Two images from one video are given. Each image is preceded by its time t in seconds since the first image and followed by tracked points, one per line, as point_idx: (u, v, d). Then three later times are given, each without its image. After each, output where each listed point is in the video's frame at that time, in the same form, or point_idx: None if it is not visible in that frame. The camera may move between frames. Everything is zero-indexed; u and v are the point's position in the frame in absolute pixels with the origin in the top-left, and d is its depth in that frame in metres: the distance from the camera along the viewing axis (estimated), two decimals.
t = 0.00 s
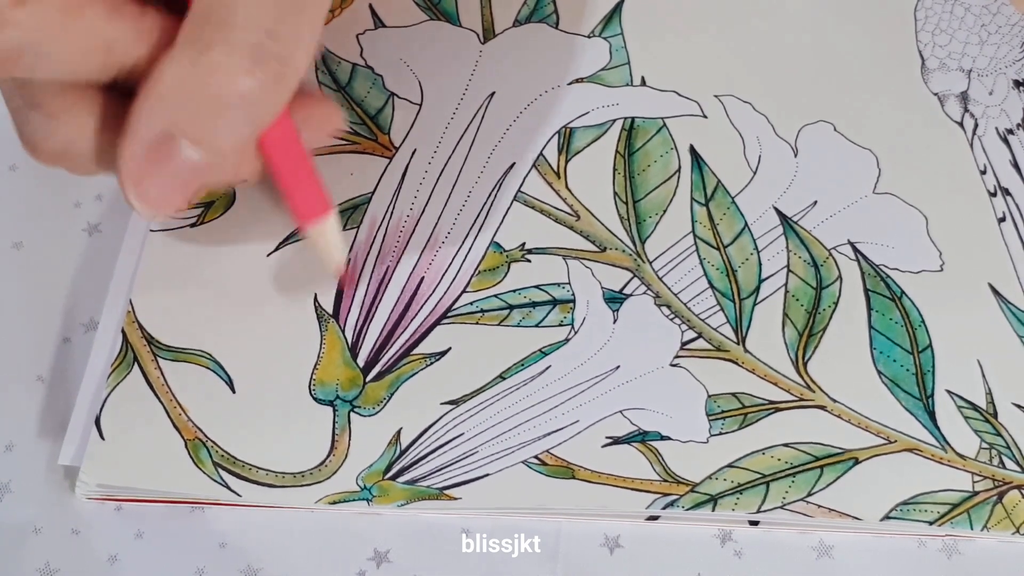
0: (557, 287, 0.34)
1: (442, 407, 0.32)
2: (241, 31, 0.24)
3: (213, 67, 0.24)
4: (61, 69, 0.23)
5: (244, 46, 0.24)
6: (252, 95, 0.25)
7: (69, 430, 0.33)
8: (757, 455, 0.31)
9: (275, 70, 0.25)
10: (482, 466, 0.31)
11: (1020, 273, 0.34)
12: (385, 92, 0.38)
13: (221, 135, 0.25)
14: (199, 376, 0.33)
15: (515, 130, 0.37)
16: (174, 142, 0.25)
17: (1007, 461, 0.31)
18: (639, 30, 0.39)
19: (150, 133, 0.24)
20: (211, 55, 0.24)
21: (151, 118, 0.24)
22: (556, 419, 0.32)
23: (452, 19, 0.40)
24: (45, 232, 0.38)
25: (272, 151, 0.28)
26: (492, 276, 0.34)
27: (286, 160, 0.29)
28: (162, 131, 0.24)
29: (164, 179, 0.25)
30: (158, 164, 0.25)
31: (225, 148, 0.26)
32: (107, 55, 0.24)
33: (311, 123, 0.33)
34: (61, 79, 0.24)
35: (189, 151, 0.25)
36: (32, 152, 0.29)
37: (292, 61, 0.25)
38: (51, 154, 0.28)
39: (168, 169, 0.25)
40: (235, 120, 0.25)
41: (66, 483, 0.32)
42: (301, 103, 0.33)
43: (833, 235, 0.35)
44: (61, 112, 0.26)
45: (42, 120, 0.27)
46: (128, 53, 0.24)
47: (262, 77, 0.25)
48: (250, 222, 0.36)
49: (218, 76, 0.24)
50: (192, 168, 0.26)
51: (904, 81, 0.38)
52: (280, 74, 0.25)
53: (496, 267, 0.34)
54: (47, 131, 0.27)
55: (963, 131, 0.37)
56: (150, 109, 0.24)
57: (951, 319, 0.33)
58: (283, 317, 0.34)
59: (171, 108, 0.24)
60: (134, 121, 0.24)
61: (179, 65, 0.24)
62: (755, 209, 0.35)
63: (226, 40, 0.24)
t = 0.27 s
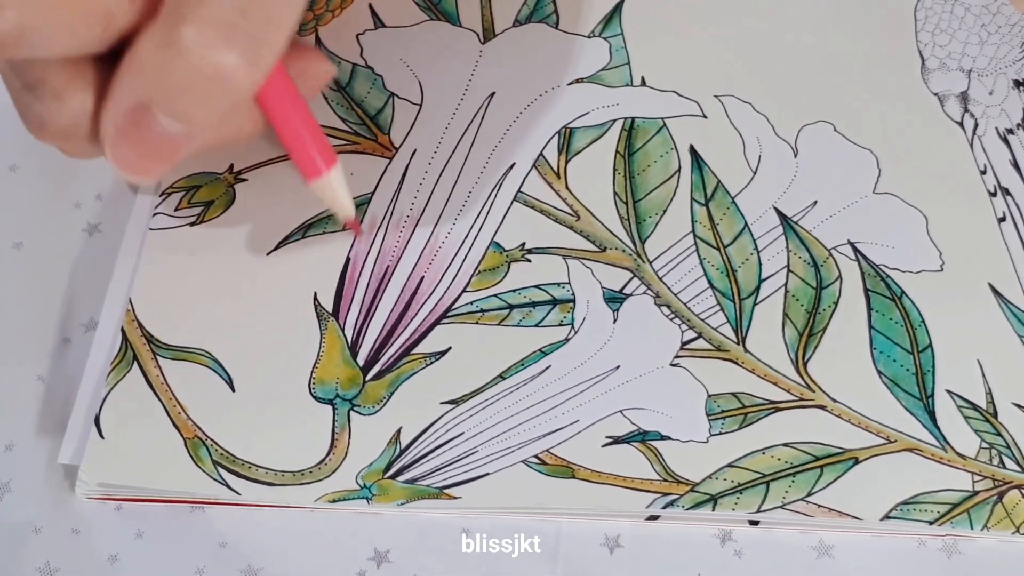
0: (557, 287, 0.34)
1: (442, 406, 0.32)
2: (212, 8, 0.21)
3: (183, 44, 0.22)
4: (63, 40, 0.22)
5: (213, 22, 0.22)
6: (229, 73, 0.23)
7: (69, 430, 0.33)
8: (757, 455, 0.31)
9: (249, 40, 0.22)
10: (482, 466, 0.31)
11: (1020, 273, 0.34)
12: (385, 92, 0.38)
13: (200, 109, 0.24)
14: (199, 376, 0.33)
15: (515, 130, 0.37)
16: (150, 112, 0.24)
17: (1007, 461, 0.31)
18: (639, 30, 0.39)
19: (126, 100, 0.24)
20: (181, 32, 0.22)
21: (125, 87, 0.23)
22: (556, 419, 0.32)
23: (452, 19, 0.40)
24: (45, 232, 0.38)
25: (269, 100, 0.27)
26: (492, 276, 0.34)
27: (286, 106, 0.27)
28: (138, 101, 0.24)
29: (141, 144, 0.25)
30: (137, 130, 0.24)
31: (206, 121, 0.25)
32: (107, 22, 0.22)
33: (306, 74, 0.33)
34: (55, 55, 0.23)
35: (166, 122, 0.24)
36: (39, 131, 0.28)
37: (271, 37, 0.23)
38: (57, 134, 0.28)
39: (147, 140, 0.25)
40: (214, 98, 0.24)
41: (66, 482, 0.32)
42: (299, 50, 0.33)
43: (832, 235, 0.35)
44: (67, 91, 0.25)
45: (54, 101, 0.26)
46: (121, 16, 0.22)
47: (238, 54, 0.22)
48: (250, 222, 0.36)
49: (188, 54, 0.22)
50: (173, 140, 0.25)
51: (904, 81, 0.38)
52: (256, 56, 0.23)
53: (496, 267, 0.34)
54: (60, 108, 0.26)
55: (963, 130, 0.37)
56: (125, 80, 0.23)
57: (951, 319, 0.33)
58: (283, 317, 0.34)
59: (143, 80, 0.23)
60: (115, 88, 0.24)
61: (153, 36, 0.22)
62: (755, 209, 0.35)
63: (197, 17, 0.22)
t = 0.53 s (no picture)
0: (557, 286, 0.34)
1: (441, 403, 0.32)
2: None
3: (163, 28, 0.23)
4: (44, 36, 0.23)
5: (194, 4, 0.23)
6: (212, 57, 0.24)
7: (69, 430, 0.33)
8: (757, 454, 0.31)
9: (227, 29, 0.23)
10: (482, 465, 0.31)
11: (1020, 273, 0.34)
12: (385, 92, 0.38)
13: (181, 96, 0.24)
14: (199, 376, 0.33)
15: (515, 129, 0.37)
16: (133, 104, 0.24)
17: (1007, 461, 0.31)
18: (640, 31, 0.39)
19: (109, 92, 0.24)
20: (161, 17, 0.23)
21: (109, 78, 0.24)
22: (556, 416, 0.32)
23: (452, 20, 0.40)
24: (45, 232, 0.38)
25: (252, 94, 0.28)
26: (492, 274, 0.34)
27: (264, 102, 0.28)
28: (120, 91, 0.24)
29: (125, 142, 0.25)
30: (118, 127, 0.24)
31: (188, 108, 0.25)
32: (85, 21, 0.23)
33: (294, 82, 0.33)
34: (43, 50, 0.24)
35: (148, 113, 0.24)
36: (20, 125, 0.28)
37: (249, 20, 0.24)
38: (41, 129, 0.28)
39: (129, 134, 0.25)
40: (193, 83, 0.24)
41: (65, 482, 0.32)
42: (288, 53, 0.33)
43: (832, 235, 0.35)
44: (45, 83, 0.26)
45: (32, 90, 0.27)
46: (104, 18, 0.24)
47: (219, 37, 0.23)
48: (250, 221, 0.36)
49: (168, 38, 0.23)
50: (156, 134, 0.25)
51: (904, 81, 0.38)
52: (236, 41, 0.24)
53: (496, 265, 0.34)
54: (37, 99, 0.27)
55: (963, 131, 0.37)
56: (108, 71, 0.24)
57: (951, 319, 0.33)
58: (283, 317, 0.34)
59: (125, 69, 0.23)
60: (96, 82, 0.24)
61: (133, 25, 0.23)
62: (754, 208, 0.35)
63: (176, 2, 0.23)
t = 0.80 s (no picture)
0: (557, 285, 0.34)
1: (441, 402, 0.32)
2: None
3: None
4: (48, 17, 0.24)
5: None
6: (192, 21, 0.24)
7: (69, 430, 0.33)
8: (757, 454, 0.31)
9: None
10: (482, 464, 0.31)
11: (1020, 273, 0.34)
12: (385, 92, 0.38)
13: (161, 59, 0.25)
14: (199, 376, 0.33)
15: (515, 129, 0.37)
16: (111, 63, 0.25)
17: (1007, 461, 0.31)
18: (639, 30, 0.39)
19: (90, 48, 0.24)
20: None
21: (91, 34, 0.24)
22: (556, 415, 0.32)
23: (452, 19, 0.40)
24: (45, 231, 0.38)
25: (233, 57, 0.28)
26: (492, 273, 0.34)
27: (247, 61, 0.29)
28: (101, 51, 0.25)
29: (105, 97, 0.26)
30: (98, 81, 0.25)
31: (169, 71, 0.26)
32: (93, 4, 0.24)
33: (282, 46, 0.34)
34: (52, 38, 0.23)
35: (128, 73, 0.25)
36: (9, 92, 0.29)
37: None
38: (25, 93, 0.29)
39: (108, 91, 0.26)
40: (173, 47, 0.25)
41: (65, 482, 0.32)
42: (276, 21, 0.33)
43: (832, 234, 0.35)
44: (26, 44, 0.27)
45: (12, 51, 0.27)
46: None
47: None
48: (250, 220, 0.36)
49: None
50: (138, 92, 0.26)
51: (904, 81, 0.38)
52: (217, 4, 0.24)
53: (496, 264, 0.34)
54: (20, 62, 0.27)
55: (963, 130, 0.37)
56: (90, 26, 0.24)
57: (951, 319, 0.33)
58: (282, 316, 0.34)
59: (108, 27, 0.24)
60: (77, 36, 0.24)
61: None
62: (754, 208, 0.35)
63: None
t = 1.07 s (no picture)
0: (557, 287, 0.34)
1: (441, 405, 0.32)
2: None
3: (179, 29, 0.23)
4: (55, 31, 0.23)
5: (212, 8, 0.23)
6: (229, 57, 0.24)
7: (70, 430, 0.33)
8: (756, 455, 0.31)
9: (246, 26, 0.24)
10: (482, 465, 0.31)
11: (1020, 273, 0.34)
12: (385, 92, 0.38)
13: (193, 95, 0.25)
14: (199, 376, 0.33)
15: (515, 130, 0.37)
16: (148, 96, 0.25)
17: (1007, 461, 0.31)
18: (639, 30, 0.39)
19: (125, 82, 0.25)
20: (179, 17, 0.23)
21: (126, 71, 0.25)
22: (556, 418, 0.32)
23: (452, 20, 0.40)
24: (45, 232, 0.38)
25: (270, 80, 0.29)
26: (492, 275, 0.34)
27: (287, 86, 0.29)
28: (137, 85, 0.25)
29: (141, 122, 0.26)
30: (136, 112, 0.26)
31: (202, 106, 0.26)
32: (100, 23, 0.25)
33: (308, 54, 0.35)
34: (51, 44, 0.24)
35: (165, 106, 0.26)
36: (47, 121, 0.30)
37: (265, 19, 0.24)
38: (64, 122, 0.30)
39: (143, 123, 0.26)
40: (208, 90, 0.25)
41: (65, 482, 0.32)
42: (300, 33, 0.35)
43: (832, 235, 0.35)
44: (68, 82, 0.28)
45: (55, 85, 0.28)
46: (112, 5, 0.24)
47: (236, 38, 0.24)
48: (250, 221, 0.36)
49: (185, 39, 0.24)
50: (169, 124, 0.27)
51: (904, 81, 0.38)
52: (253, 40, 0.24)
53: (496, 266, 0.34)
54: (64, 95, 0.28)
55: (963, 130, 0.37)
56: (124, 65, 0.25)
57: (951, 319, 0.33)
58: (283, 316, 0.34)
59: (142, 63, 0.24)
60: (115, 71, 0.25)
61: (150, 26, 0.24)
62: (754, 208, 0.35)
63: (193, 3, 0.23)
